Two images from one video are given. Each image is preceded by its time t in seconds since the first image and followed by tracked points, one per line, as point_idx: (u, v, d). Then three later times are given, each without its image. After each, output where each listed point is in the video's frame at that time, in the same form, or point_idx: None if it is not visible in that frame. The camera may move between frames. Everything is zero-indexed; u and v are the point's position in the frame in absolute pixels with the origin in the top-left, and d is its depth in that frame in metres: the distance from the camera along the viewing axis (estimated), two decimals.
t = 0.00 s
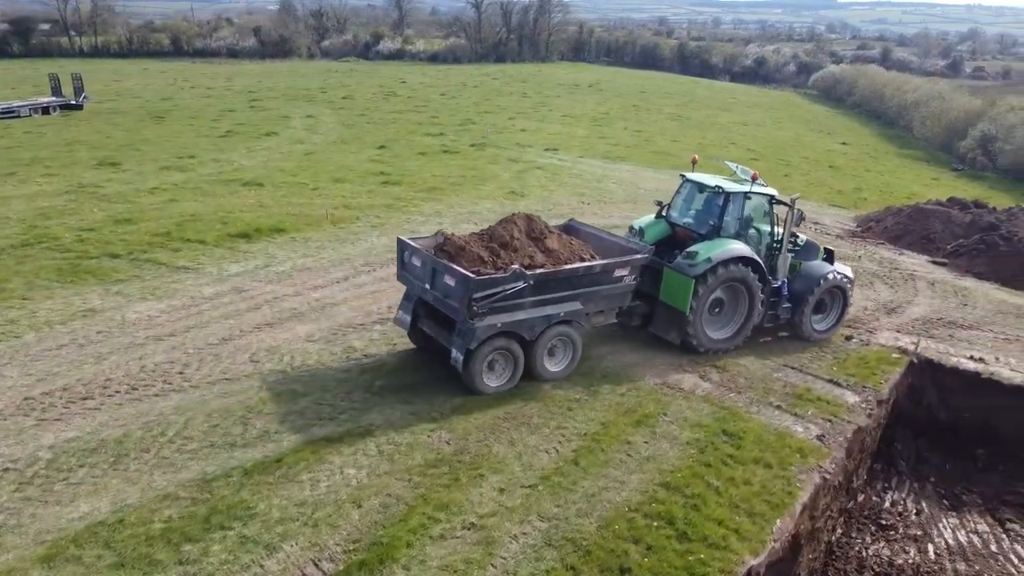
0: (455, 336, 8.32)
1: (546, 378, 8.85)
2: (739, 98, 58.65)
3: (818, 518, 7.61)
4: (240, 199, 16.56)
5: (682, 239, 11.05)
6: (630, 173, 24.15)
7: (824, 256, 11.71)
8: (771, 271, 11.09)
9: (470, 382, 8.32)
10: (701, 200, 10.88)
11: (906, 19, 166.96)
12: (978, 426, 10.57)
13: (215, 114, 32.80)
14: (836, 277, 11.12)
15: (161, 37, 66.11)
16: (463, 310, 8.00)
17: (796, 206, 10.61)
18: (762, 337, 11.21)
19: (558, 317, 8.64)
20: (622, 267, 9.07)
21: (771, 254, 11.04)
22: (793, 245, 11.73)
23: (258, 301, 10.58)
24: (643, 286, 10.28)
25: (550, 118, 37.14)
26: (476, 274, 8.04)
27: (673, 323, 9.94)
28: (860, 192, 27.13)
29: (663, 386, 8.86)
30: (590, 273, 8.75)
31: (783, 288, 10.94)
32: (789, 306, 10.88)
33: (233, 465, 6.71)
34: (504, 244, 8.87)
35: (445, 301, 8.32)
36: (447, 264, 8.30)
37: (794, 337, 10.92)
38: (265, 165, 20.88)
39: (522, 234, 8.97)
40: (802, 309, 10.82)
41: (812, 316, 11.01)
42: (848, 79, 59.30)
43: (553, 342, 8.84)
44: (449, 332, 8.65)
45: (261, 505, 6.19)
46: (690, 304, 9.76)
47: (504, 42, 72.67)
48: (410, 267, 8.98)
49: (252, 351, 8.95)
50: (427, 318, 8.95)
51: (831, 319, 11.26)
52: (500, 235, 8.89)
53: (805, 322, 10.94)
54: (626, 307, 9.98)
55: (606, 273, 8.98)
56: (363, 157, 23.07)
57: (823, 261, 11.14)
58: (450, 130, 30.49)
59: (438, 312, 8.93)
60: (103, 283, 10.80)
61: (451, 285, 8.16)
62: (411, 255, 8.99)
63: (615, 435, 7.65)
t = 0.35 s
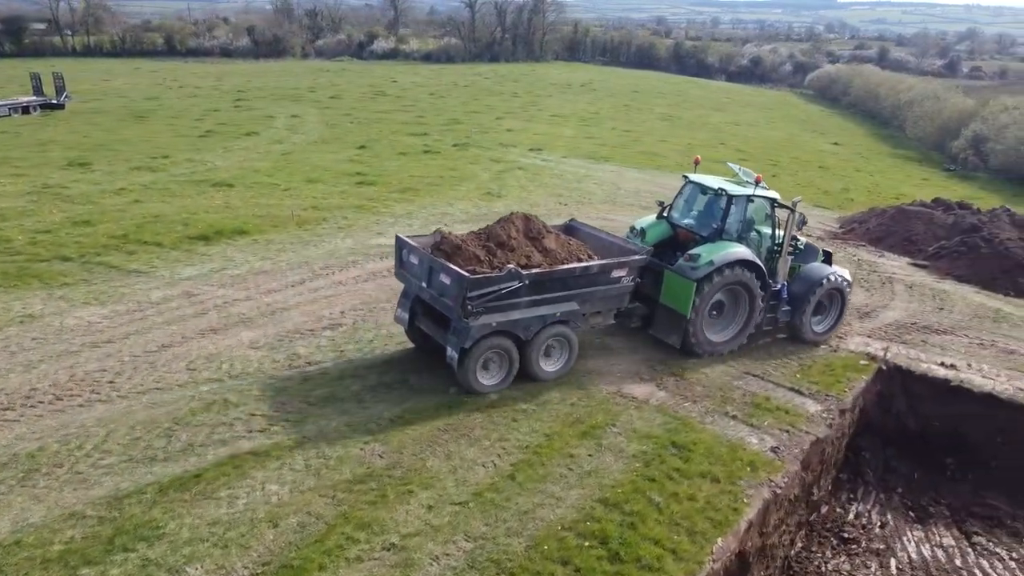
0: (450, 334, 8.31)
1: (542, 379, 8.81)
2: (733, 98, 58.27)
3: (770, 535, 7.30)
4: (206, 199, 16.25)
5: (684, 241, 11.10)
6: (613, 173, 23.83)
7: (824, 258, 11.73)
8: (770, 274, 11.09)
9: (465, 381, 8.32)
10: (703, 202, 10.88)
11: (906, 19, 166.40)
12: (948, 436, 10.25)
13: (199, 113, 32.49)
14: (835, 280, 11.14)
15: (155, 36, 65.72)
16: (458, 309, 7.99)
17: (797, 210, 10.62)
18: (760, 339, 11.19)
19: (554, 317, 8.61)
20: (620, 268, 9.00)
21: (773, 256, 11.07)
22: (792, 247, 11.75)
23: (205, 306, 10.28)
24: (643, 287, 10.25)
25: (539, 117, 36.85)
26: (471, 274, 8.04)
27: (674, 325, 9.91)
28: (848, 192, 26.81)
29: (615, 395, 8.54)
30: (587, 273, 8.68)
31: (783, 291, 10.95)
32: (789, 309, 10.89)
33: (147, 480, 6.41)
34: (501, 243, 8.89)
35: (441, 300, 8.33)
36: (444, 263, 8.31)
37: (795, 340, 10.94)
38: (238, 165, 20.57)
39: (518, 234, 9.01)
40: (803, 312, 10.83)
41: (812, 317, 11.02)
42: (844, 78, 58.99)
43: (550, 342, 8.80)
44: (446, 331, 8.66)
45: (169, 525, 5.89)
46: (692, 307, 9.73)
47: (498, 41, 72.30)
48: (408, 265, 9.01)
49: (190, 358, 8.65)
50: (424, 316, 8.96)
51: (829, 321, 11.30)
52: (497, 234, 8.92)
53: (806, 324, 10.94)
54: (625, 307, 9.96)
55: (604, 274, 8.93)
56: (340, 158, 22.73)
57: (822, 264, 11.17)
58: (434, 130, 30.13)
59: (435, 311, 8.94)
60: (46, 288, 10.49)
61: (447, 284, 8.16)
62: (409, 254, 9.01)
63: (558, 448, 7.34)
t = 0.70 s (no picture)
0: (440, 326, 8.41)
1: (530, 373, 8.88)
2: (722, 97, 58.01)
3: (706, 543, 7.05)
4: (167, 198, 15.98)
5: (672, 240, 11.18)
6: (590, 171, 23.60)
7: (810, 254, 11.83)
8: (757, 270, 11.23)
9: (453, 372, 8.42)
10: (690, 200, 11.04)
11: (900, 19, 166.26)
12: (904, 438, 10.02)
13: (178, 112, 32.18)
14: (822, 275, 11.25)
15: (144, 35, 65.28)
16: (448, 301, 8.10)
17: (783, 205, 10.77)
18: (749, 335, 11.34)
19: (544, 312, 8.68)
20: (610, 264, 9.08)
21: (760, 253, 11.19)
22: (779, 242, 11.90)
23: (145, 307, 10.02)
24: (633, 285, 10.31)
25: (523, 116, 36.62)
26: (462, 266, 8.13)
27: (663, 321, 10.01)
28: (829, 191, 26.60)
29: (554, 398, 8.31)
30: (578, 269, 8.76)
31: (770, 287, 11.11)
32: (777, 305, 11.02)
33: (47, 489, 6.15)
34: (493, 237, 8.98)
35: (433, 292, 8.44)
36: (435, 255, 8.44)
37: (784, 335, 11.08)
38: (207, 163, 20.30)
39: (511, 228, 9.07)
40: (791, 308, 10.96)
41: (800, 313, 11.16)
42: (835, 78, 58.88)
43: (539, 337, 8.88)
44: (436, 323, 8.77)
45: (62, 537, 5.64)
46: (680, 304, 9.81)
47: (489, 41, 72.05)
48: (400, 258, 9.17)
49: (117, 360, 8.39)
50: (416, 308, 9.08)
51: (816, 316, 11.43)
52: (489, 228, 8.99)
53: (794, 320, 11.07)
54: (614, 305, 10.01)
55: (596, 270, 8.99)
56: (313, 156, 22.44)
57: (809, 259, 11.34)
58: (413, 128, 29.83)
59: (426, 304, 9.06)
60: None
61: (439, 276, 8.28)
62: (402, 247, 9.18)
63: (486, 453, 7.09)
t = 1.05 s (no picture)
0: (432, 325, 8.57)
1: (521, 372, 9.04)
2: (713, 97, 57.76)
3: (636, 557, 6.83)
4: (128, 199, 15.77)
5: (661, 242, 11.22)
6: (568, 172, 23.43)
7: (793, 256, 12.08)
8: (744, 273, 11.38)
9: (444, 371, 8.56)
10: (680, 203, 11.13)
11: (897, 19, 166.05)
12: (858, 445, 9.83)
13: (159, 112, 31.99)
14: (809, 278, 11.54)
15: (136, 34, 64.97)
16: (439, 301, 8.26)
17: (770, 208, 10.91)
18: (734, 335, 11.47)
19: (534, 311, 8.83)
20: (600, 265, 9.17)
21: (747, 254, 11.31)
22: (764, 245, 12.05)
23: (82, 311, 9.82)
24: (624, 286, 10.45)
25: (509, 116, 36.46)
26: (452, 266, 8.29)
27: (655, 323, 10.18)
28: (811, 192, 26.46)
29: (491, 406, 8.09)
30: (567, 269, 8.89)
31: (757, 288, 11.31)
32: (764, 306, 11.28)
33: None
34: (484, 238, 9.11)
35: (424, 292, 8.58)
36: (427, 256, 8.59)
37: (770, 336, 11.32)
38: (177, 164, 20.11)
39: (501, 230, 9.26)
40: (778, 309, 11.22)
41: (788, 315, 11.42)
42: (827, 78, 58.70)
43: (529, 336, 9.03)
44: (427, 322, 8.92)
45: None
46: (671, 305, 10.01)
47: (482, 40, 71.81)
48: (393, 258, 9.31)
49: (42, 368, 8.20)
50: (408, 308, 9.22)
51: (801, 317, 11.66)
52: (480, 230, 9.16)
53: (781, 320, 11.33)
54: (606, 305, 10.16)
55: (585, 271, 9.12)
56: (287, 157, 22.23)
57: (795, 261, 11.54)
58: (394, 129, 29.61)
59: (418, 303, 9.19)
60: None
61: (430, 276, 8.44)
62: (394, 247, 9.30)
63: (408, 464, 6.89)
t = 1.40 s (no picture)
0: (423, 327, 8.63)
1: (512, 374, 9.09)
2: (704, 97, 57.56)
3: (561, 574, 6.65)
4: (89, 203, 15.60)
5: (650, 247, 11.18)
6: (545, 174, 23.27)
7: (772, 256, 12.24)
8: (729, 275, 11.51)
9: (436, 372, 8.63)
10: (667, 207, 11.22)
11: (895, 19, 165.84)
12: (809, 455, 9.65)
13: (140, 113, 31.81)
14: (790, 280, 11.78)
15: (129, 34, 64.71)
16: (431, 303, 8.32)
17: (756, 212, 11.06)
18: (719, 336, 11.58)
19: (525, 315, 8.87)
20: (590, 270, 9.21)
21: (731, 258, 11.45)
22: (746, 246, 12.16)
23: (19, 319, 9.65)
24: (614, 290, 10.51)
25: (495, 117, 36.29)
26: (444, 270, 8.34)
27: (648, 326, 10.27)
28: (793, 194, 26.31)
29: (423, 418, 7.89)
30: (557, 274, 8.92)
31: (742, 290, 11.45)
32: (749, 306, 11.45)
33: None
34: (476, 242, 9.02)
35: (417, 295, 8.64)
36: (420, 259, 8.63)
37: (755, 336, 11.51)
38: (148, 167, 19.94)
39: (495, 234, 9.13)
40: (763, 310, 11.41)
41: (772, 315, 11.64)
42: (821, 78, 58.52)
43: (520, 339, 9.08)
44: (419, 324, 8.97)
45: None
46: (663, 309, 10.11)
47: (476, 41, 71.59)
48: (386, 260, 9.34)
49: None
50: (401, 310, 9.27)
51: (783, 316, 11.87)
52: (473, 233, 9.04)
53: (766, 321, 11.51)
54: (599, 309, 10.21)
55: (577, 275, 9.14)
56: (261, 159, 22.07)
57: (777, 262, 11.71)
58: (375, 130, 29.42)
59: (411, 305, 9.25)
60: None
61: (423, 279, 8.49)
62: (388, 250, 9.34)
63: (326, 479, 6.70)
